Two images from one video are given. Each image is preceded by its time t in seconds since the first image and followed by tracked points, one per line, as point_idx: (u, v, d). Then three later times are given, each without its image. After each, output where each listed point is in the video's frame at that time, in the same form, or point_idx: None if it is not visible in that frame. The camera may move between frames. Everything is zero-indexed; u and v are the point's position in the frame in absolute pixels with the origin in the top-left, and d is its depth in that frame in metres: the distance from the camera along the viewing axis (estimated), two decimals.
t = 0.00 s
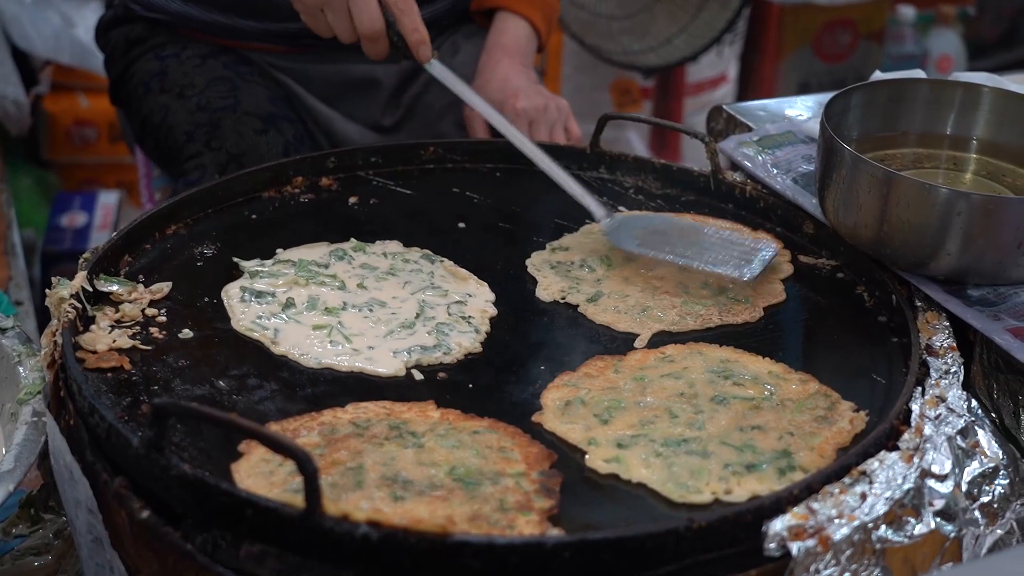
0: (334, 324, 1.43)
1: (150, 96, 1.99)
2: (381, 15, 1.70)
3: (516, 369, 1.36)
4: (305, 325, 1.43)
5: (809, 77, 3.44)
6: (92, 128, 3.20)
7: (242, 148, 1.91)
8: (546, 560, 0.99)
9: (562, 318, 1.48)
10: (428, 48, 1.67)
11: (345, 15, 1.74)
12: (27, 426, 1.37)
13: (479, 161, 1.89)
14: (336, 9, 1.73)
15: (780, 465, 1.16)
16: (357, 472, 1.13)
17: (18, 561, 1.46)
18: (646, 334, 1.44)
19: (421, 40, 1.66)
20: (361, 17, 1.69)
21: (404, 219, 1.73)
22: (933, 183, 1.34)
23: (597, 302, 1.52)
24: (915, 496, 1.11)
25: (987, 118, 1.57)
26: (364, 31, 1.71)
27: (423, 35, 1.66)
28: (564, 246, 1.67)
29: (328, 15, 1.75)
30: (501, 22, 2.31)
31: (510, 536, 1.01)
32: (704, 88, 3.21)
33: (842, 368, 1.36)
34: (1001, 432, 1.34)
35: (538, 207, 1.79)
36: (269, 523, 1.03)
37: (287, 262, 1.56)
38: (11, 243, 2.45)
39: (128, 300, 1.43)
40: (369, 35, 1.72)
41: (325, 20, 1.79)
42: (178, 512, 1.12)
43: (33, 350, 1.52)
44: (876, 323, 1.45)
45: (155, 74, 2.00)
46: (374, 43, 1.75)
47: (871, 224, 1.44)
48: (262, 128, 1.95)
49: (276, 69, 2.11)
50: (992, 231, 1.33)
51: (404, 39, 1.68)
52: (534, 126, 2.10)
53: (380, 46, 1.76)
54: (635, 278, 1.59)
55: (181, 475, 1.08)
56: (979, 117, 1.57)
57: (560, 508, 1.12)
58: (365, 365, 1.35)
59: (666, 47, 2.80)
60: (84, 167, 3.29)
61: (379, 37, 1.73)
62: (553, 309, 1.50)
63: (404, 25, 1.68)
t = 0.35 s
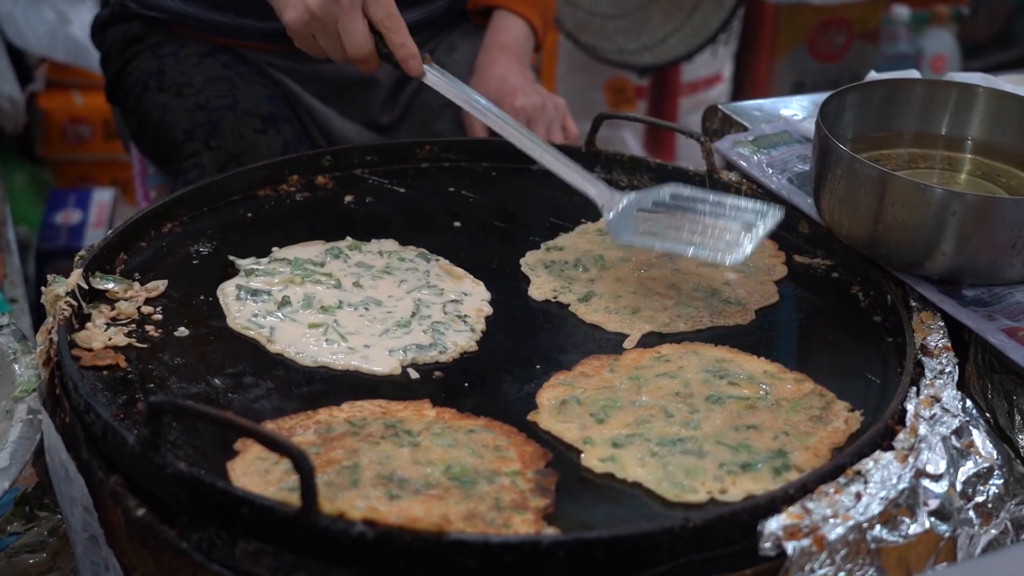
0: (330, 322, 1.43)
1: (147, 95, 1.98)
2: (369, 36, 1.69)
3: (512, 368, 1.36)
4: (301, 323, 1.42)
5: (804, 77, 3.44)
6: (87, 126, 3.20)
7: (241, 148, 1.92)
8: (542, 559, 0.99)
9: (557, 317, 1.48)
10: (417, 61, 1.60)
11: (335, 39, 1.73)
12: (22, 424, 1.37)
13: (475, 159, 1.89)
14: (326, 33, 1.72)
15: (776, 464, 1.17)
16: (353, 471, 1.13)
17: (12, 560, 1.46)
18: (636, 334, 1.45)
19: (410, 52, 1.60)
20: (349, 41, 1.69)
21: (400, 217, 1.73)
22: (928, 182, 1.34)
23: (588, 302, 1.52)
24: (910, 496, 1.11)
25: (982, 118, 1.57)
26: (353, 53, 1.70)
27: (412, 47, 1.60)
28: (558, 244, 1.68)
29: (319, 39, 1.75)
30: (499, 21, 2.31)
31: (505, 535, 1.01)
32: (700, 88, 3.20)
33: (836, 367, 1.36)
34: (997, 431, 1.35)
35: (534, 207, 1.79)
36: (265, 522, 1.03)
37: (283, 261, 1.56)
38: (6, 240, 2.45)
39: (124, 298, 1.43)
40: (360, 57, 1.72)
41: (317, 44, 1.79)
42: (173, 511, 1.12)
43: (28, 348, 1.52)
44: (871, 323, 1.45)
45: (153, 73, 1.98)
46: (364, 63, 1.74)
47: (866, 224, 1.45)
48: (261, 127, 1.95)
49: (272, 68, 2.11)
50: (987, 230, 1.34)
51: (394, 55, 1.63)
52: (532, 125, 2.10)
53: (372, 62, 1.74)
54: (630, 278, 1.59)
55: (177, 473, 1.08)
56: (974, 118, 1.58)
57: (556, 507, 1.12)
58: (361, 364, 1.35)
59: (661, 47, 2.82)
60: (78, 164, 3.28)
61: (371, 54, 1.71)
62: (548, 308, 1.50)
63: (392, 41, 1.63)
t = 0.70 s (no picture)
0: (332, 324, 1.43)
1: (152, 98, 1.98)
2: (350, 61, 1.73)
3: (513, 370, 1.37)
4: (302, 325, 1.43)
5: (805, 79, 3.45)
6: (89, 127, 3.20)
7: (246, 152, 1.94)
8: (542, 561, 0.99)
9: (558, 320, 1.48)
10: (396, 87, 1.68)
11: (315, 54, 1.73)
12: (24, 426, 1.37)
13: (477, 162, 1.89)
14: (308, 49, 1.72)
15: (777, 467, 1.17)
16: (354, 474, 1.13)
17: (14, 561, 1.47)
18: (640, 333, 1.45)
19: (390, 78, 1.67)
20: (331, 60, 1.71)
21: (402, 220, 1.73)
22: (929, 186, 1.34)
23: (592, 301, 1.52)
24: (911, 499, 1.11)
25: (983, 121, 1.57)
26: (334, 73, 1.72)
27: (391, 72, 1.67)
28: (555, 245, 1.68)
29: (299, 54, 1.74)
30: (501, 23, 2.31)
31: (506, 538, 1.01)
32: (702, 91, 3.22)
33: (837, 370, 1.37)
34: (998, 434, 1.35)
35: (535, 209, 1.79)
36: (266, 524, 1.03)
37: (285, 263, 1.57)
38: (8, 241, 2.45)
39: (126, 300, 1.43)
40: (340, 76, 1.73)
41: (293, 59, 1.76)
42: (175, 513, 1.13)
43: (30, 350, 1.52)
44: (872, 325, 1.45)
45: (156, 75, 2.00)
46: (343, 84, 1.76)
47: (867, 226, 1.45)
48: (265, 131, 1.98)
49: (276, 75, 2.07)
50: (989, 234, 1.34)
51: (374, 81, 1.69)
52: (528, 123, 2.10)
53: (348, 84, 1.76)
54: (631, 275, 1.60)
55: (179, 476, 1.08)
56: (975, 121, 1.58)
57: (557, 509, 1.12)
58: (363, 366, 1.35)
59: (663, 50, 2.82)
60: (79, 166, 3.29)
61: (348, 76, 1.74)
62: (549, 311, 1.50)
63: (374, 67, 1.68)
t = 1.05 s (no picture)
0: (337, 326, 1.43)
1: (159, 105, 1.99)
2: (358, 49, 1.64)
3: (518, 372, 1.37)
4: (307, 327, 1.43)
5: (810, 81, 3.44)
6: (95, 129, 3.20)
7: (254, 159, 1.91)
8: (548, 563, 0.99)
9: (563, 322, 1.48)
10: (406, 82, 1.61)
11: (323, 44, 1.65)
12: (30, 426, 1.37)
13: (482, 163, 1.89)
14: (316, 37, 1.65)
15: (782, 469, 1.17)
16: (360, 475, 1.13)
17: (20, 562, 1.47)
18: (648, 336, 1.45)
19: (400, 73, 1.60)
20: (338, 50, 1.63)
21: (407, 221, 1.73)
22: (934, 187, 1.34)
23: (597, 305, 1.52)
24: (917, 501, 1.11)
25: (989, 122, 1.57)
26: (340, 63, 1.64)
27: (402, 67, 1.60)
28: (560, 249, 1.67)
29: (306, 43, 1.66)
30: (501, 25, 2.31)
31: (512, 539, 1.01)
32: (705, 92, 3.21)
33: (843, 371, 1.37)
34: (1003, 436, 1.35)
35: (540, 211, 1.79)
36: (272, 525, 1.04)
37: (290, 264, 1.57)
38: (14, 242, 2.46)
39: (131, 301, 1.43)
40: (346, 67, 1.65)
41: (298, 50, 1.70)
42: (181, 514, 1.13)
43: (37, 351, 1.53)
44: (878, 327, 1.45)
45: (163, 82, 2.00)
46: (350, 77, 1.67)
47: (872, 228, 1.45)
48: (274, 138, 1.94)
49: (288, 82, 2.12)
50: (994, 235, 1.34)
51: (383, 74, 1.62)
52: (519, 127, 2.11)
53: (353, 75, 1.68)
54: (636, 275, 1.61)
55: (185, 477, 1.08)
56: (980, 122, 1.58)
57: (563, 511, 1.12)
58: (368, 368, 1.35)
59: (667, 50, 2.79)
60: (85, 167, 3.29)
61: (354, 70, 1.66)
62: (554, 312, 1.51)
63: (383, 59, 1.61)
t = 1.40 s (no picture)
0: (352, 326, 1.44)
1: (173, 110, 2.00)
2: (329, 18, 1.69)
3: (533, 372, 1.37)
4: (323, 327, 1.43)
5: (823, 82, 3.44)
6: (109, 130, 3.22)
7: (269, 162, 1.92)
8: (563, 563, 0.99)
9: (578, 322, 1.48)
10: (379, 44, 1.68)
11: (294, 19, 1.71)
12: (46, 426, 1.38)
13: (495, 164, 1.90)
14: (286, 14, 1.70)
15: (797, 470, 1.17)
16: (375, 475, 1.14)
17: (36, 562, 1.46)
18: (695, 316, 1.49)
19: (374, 37, 1.67)
20: (311, 25, 1.69)
21: (421, 222, 1.73)
22: (949, 188, 1.34)
23: (631, 295, 1.54)
24: (932, 502, 1.11)
25: (1005, 123, 1.57)
26: (314, 36, 1.70)
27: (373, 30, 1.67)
28: (564, 246, 1.68)
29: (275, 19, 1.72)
30: None
31: (527, 539, 1.01)
32: (718, 93, 3.24)
33: (857, 372, 1.37)
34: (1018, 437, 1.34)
35: (554, 212, 1.79)
36: (287, 525, 1.04)
37: (305, 265, 1.57)
38: (28, 243, 2.47)
39: (147, 301, 1.44)
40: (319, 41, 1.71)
41: (267, 26, 1.76)
42: (197, 514, 1.13)
43: (53, 351, 1.54)
44: (893, 329, 1.45)
45: (176, 86, 2.00)
46: (324, 47, 1.73)
47: (887, 229, 1.45)
48: (288, 141, 1.95)
49: (310, 91, 2.13)
50: (1009, 236, 1.33)
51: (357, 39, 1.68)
52: (575, 53, 1.97)
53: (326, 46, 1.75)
54: (651, 274, 1.61)
55: (201, 476, 1.09)
56: (996, 122, 1.57)
57: (577, 511, 1.12)
58: (383, 368, 1.36)
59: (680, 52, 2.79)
60: (100, 168, 3.30)
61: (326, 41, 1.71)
62: (568, 313, 1.51)
63: (353, 26, 1.67)
